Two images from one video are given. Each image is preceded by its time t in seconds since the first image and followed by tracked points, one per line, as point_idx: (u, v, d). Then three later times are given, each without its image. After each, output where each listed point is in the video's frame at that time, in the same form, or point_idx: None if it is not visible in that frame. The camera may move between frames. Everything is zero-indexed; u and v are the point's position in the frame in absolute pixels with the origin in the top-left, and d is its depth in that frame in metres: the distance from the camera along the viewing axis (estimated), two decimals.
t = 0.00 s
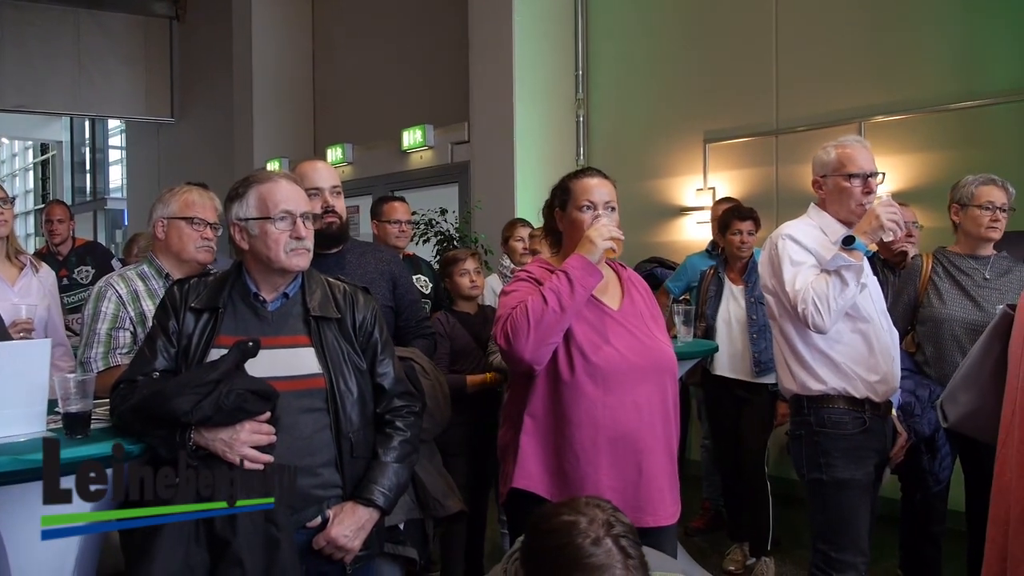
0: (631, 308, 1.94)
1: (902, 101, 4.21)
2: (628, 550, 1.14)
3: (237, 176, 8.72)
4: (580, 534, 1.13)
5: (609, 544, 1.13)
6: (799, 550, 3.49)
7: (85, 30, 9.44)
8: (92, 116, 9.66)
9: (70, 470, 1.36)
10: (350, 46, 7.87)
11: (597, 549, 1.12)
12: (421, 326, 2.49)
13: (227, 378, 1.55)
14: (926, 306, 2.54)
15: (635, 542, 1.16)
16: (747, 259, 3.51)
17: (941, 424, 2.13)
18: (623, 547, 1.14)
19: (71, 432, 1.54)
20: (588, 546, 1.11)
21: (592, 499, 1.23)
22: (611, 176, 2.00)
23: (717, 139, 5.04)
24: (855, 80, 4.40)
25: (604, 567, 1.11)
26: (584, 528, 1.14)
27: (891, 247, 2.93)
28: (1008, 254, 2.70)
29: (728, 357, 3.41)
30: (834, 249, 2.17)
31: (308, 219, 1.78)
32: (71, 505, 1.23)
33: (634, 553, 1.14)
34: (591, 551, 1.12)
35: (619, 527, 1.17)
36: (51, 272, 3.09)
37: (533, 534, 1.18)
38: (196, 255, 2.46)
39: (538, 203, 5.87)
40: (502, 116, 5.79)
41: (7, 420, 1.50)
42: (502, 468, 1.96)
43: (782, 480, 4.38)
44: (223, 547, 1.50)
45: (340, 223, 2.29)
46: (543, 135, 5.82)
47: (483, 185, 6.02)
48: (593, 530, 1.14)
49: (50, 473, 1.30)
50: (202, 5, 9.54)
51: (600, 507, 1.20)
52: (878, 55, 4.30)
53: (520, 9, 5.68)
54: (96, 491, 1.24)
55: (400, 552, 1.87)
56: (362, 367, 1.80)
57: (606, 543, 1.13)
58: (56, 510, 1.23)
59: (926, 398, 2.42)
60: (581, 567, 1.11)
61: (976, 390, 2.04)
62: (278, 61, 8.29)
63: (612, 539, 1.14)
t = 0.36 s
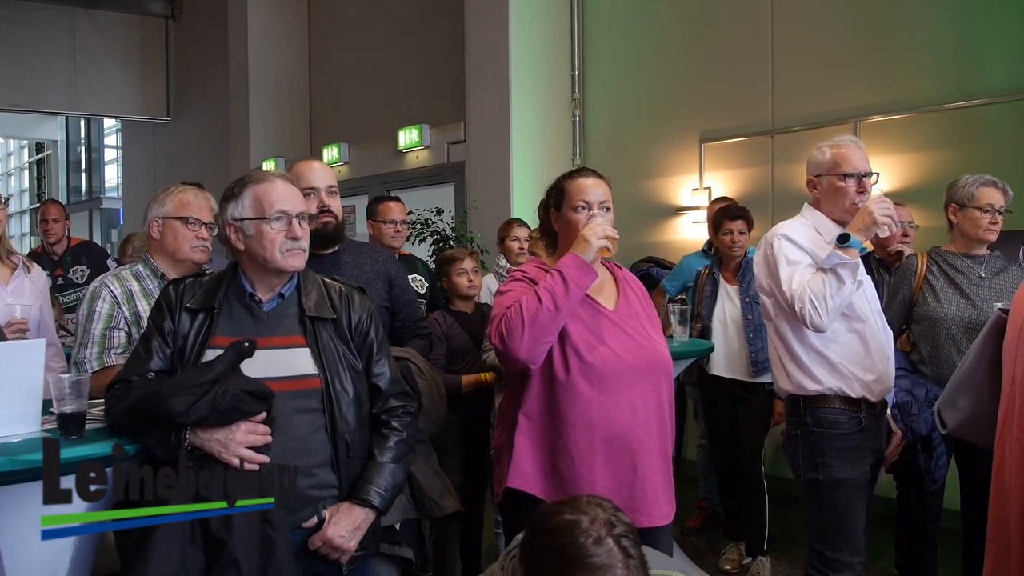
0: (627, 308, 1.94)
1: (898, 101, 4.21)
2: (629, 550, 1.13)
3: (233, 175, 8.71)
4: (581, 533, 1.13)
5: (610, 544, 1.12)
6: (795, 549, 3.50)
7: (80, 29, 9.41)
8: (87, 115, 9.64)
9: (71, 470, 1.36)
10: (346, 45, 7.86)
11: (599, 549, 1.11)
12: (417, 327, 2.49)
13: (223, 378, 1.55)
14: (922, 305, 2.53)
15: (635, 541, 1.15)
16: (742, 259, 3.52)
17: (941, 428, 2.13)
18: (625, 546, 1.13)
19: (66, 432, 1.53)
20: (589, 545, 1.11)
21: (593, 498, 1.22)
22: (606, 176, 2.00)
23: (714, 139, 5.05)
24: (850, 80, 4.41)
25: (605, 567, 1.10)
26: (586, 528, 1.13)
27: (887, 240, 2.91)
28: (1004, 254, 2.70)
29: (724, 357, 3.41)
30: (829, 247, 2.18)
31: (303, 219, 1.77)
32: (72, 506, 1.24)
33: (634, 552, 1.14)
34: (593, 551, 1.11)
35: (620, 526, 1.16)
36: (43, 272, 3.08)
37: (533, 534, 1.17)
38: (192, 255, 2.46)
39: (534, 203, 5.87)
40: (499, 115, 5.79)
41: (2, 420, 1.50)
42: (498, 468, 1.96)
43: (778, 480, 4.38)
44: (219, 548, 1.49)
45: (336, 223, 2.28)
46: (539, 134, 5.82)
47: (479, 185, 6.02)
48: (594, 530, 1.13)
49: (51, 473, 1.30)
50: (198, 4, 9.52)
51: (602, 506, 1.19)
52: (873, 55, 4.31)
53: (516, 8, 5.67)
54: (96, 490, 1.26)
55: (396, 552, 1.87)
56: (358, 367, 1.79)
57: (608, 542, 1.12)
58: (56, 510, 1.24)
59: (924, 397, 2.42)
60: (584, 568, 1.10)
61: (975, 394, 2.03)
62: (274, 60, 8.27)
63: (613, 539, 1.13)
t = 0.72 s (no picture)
0: (627, 310, 1.95)
1: (894, 102, 4.22)
2: (633, 556, 1.18)
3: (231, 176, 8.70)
4: (590, 539, 1.17)
5: (617, 550, 1.17)
6: (792, 550, 3.50)
7: (78, 30, 9.40)
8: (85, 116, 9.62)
9: (71, 470, 1.36)
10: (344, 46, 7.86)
11: (605, 555, 1.16)
12: (415, 328, 2.49)
13: (222, 379, 1.55)
14: (919, 306, 2.53)
15: (639, 547, 1.20)
16: (739, 260, 3.52)
17: (935, 425, 2.15)
18: (630, 553, 1.18)
19: (64, 432, 1.53)
20: (597, 551, 1.16)
21: (599, 503, 1.26)
22: (606, 177, 2.01)
23: (711, 140, 5.06)
24: (847, 80, 4.42)
25: (610, 573, 1.15)
26: (593, 533, 1.18)
27: (888, 236, 2.91)
28: (998, 255, 2.71)
29: (721, 358, 3.41)
30: (827, 248, 2.18)
31: (302, 220, 1.78)
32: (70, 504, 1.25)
33: (639, 559, 1.19)
34: (599, 557, 1.16)
35: (626, 533, 1.20)
36: (38, 273, 3.07)
37: (541, 537, 1.21)
38: (189, 255, 2.45)
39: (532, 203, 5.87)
40: (496, 116, 5.79)
41: None
42: (495, 469, 1.96)
43: (775, 480, 4.39)
44: (217, 548, 1.49)
45: (334, 224, 2.27)
46: (537, 135, 5.82)
47: (477, 185, 6.03)
48: (601, 536, 1.18)
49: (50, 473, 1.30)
50: (196, 4, 9.52)
51: (608, 512, 1.23)
52: (870, 57, 4.32)
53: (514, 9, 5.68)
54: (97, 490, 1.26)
55: (394, 553, 1.88)
56: (357, 368, 1.80)
57: (613, 549, 1.17)
58: (56, 510, 1.25)
59: (922, 398, 2.42)
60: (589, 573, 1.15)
61: (968, 392, 2.04)
62: (272, 60, 8.26)
63: (619, 545, 1.18)
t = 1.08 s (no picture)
0: (613, 310, 1.95)
1: (878, 105, 4.26)
2: (616, 559, 1.18)
3: (217, 175, 8.66)
4: (572, 540, 1.18)
5: (599, 552, 1.17)
6: (776, 549, 3.52)
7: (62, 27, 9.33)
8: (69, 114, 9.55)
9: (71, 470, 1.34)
10: (332, 45, 7.83)
11: (586, 557, 1.16)
12: (401, 328, 2.49)
13: (206, 379, 1.55)
14: (901, 307, 2.55)
15: (622, 549, 1.20)
16: (725, 261, 3.54)
17: (920, 420, 2.17)
18: (613, 555, 1.18)
19: (45, 433, 1.52)
20: (579, 553, 1.16)
21: (585, 504, 1.27)
22: (592, 177, 2.01)
23: (698, 141, 5.08)
24: (832, 83, 4.45)
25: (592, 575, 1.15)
26: (576, 535, 1.19)
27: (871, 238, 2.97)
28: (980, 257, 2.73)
29: (707, 358, 3.42)
30: (812, 249, 2.20)
31: (288, 219, 1.77)
32: (70, 506, 1.16)
33: (622, 562, 1.19)
34: (581, 558, 1.16)
35: (610, 535, 1.21)
36: (21, 272, 3.04)
37: (525, 539, 1.22)
38: (173, 255, 2.44)
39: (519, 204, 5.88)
40: (484, 117, 5.79)
41: None
42: (481, 468, 1.96)
43: (760, 480, 4.41)
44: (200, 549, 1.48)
45: (321, 224, 2.25)
46: (524, 136, 5.83)
47: (464, 186, 6.02)
48: (584, 537, 1.18)
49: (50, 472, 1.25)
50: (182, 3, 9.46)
51: (593, 514, 1.24)
52: (854, 60, 4.35)
53: (502, 10, 5.68)
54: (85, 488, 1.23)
55: (380, 553, 1.87)
56: (342, 368, 1.80)
57: (595, 551, 1.17)
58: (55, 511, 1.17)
59: (905, 399, 2.44)
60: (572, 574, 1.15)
61: (950, 389, 2.05)
62: (259, 59, 8.23)
63: (602, 547, 1.19)
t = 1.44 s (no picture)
0: (582, 312, 1.96)
1: (845, 111, 4.32)
2: (582, 560, 1.18)
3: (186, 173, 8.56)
4: (539, 542, 1.18)
5: (565, 554, 1.17)
6: (743, 549, 3.55)
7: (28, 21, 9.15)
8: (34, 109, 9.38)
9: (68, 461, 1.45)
10: (304, 43, 7.77)
11: (553, 558, 1.16)
12: (371, 329, 2.47)
13: (170, 380, 1.54)
14: (866, 309, 2.58)
15: (588, 551, 1.21)
16: (694, 263, 3.57)
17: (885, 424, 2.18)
18: (580, 557, 1.18)
19: (4, 435, 1.49)
20: (546, 555, 1.16)
21: (554, 506, 1.27)
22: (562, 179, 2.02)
23: (668, 144, 5.12)
24: (800, 89, 4.51)
25: None
26: (543, 537, 1.19)
27: (834, 241, 2.99)
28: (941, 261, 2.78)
29: (676, 360, 3.44)
30: (779, 252, 2.23)
31: (255, 219, 1.75)
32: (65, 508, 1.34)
33: (588, 564, 1.19)
34: (547, 560, 1.16)
35: (576, 537, 1.21)
36: None
37: (494, 541, 1.22)
38: (139, 254, 2.41)
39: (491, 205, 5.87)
40: (456, 118, 5.78)
41: None
42: (450, 470, 1.96)
43: (728, 481, 4.45)
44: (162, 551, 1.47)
45: (290, 223, 2.23)
46: (497, 137, 5.83)
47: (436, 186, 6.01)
48: (551, 539, 1.19)
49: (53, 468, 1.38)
50: None
51: (561, 515, 1.24)
52: (822, 66, 4.41)
53: (475, 11, 5.68)
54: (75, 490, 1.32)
55: (348, 556, 1.87)
56: (309, 369, 1.78)
57: (562, 553, 1.17)
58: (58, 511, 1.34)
59: (868, 400, 2.48)
60: None
61: (913, 392, 2.07)
62: (229, 57, 8.14)
63: (569, 549, 1.19)
